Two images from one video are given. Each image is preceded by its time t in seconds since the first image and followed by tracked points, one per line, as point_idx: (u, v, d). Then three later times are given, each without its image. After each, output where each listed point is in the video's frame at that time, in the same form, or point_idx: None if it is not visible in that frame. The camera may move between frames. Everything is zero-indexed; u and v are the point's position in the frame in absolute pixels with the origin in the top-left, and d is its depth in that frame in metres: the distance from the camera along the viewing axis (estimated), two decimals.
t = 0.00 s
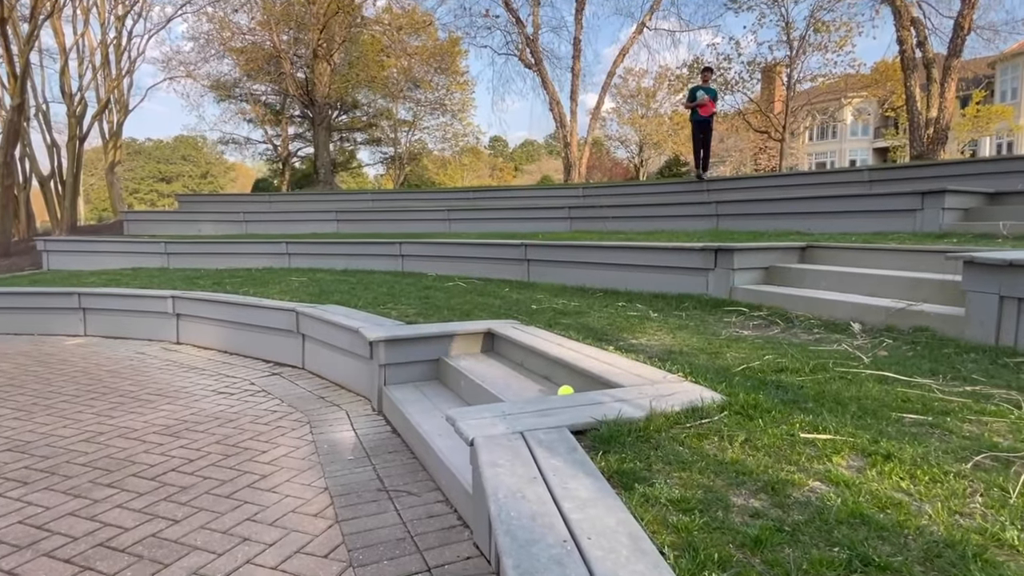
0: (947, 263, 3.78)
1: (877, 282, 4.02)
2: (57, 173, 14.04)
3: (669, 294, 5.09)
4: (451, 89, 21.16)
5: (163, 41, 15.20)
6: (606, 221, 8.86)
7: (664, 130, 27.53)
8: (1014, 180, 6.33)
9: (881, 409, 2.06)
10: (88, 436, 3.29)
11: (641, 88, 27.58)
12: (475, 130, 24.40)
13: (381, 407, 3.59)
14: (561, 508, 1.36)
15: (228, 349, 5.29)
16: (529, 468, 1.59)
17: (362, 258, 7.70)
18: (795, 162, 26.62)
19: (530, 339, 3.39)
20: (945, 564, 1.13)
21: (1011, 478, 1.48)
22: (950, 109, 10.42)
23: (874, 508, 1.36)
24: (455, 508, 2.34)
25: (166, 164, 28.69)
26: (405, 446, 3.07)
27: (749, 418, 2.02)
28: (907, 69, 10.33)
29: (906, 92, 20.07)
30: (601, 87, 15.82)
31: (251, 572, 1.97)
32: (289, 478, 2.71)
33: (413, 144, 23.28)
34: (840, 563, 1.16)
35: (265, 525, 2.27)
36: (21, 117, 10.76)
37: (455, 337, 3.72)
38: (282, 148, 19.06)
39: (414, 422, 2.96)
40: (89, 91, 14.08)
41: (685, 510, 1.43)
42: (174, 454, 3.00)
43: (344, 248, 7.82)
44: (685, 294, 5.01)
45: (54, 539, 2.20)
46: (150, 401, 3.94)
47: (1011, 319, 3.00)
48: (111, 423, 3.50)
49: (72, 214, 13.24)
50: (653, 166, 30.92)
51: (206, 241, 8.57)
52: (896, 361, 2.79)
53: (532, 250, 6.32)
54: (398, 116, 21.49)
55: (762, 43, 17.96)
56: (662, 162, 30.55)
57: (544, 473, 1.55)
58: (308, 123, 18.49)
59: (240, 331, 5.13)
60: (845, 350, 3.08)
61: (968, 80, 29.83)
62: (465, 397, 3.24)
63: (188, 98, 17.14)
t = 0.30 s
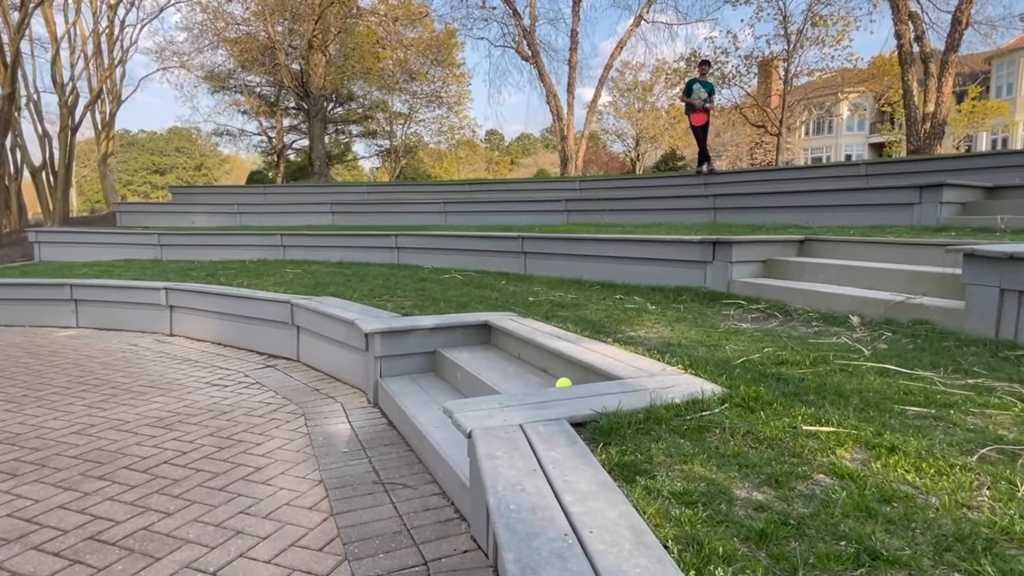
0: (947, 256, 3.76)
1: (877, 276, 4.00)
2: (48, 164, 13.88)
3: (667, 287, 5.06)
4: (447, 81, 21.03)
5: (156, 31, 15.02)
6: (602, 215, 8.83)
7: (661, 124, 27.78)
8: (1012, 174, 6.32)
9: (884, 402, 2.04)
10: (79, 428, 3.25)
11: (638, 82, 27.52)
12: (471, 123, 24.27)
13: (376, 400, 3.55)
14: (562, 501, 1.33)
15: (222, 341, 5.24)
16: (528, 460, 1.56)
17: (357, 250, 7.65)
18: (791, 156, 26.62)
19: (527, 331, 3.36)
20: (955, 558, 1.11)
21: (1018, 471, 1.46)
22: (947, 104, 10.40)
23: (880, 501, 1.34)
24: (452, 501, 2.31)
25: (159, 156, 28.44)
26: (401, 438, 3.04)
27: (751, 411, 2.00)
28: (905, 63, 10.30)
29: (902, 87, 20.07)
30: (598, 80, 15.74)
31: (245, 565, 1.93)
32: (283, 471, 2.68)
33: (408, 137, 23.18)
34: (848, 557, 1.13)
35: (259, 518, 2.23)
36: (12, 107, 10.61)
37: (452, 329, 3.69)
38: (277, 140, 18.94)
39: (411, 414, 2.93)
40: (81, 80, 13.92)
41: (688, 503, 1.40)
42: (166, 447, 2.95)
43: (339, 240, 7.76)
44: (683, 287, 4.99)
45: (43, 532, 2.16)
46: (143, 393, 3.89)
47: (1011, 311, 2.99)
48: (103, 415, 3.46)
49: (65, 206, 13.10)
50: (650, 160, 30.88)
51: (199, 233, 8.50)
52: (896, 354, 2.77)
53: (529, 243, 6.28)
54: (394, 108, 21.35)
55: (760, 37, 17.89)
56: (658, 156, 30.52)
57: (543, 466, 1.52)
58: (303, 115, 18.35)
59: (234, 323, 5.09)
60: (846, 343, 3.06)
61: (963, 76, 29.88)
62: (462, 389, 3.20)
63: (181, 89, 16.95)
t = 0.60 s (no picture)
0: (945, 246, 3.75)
1: (874, 266, 3.98)
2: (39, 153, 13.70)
3: (663, 277, 5.04)
4: (442, 72, 20.89)
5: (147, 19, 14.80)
6: (598, 205, 8.79)
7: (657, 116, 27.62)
8: (1008, 166, 6.30)
9: (884, 389, 2.02)
10: (68, 416, 3.20)
11: (634, 74, 27.40)
12: (466, 114, 24.13)
13: (370, 389, 3.52)
14: (558, 487, 1.30)
15: (214, 330, 5.19)
16: (524, 446, 1.53)
17: (351, 240, 7.59)
18: (787, 150, 26.61)
19: (522, 320, 3.33)
20: (960, 544, 1.08)
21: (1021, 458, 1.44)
22: (944, 96, 10.38)
23: (882, 488, 1.31)
24: (446, 490, 2.28)
25: (152, 146, 28.18)
26: (395, 427, 3.01)
27: (749, 398, 1.97)
28: (902, 55, 10.27)
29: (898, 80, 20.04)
30: (595, 71, 15.63)
31: (235, 554, 1.90)
32: (275, 459, 2.64)
33: (403, 128, 23.03)
34: (851, 544, 1.11)
35: (250, 507, 2.20)
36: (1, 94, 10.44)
37: (447, 317, 3.65)
38: (271, 131, 18.77)
39: (404, 402, 2.90)
40: (71, 68, 13.72)
41: (687, 490, 1.37)
42: (156, 435, 2.91)
43: (333, 229, 7.70)
44: (680, 277, 4.96)
45: (29, 520, 2.12)
46: (133, 382, 3.84)
47: (1009, 301, 2.97)
48: (92, 403, 3.41)
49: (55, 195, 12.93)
50: (645, 153, 30.84)
51: (192, 222, 8.41)
52: (895, 342, 2.75)
53: (524, 233, 6.24)
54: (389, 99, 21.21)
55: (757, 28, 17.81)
56: (654, 149, 30.45)
57: (539, 452, 1.49)
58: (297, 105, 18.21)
59: (226, 312, 5.03)
60: (843, 332, 3.04)
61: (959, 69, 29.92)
62: (456, 377, 3.17)
63: (173, 78, 16.71)
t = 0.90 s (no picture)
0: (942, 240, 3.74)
1: (870, 260, 3.97)
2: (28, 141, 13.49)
3: (659, 270, 5.02)
4: (437, 61, 20.71)
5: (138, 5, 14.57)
6: (595, 197, 8.76)
7: (653, 107, 27.52)
8: (1004, 160, 6.29)
9: (883, 385, 2.01)
10: (57, 409, 3.16)
11: (631, 64, 27.29)
12: (461, 104, 23.96)
13: (364, 381, 3.49)
14: (557, 486, 1.29)
15: (207, 321, 5.14)
16: (520, 443, 1.51)
17: (345, 231, 7.53)
18: (782, 142, 26.56)
19: (518, 312, 3.31)
20: (963, 546, 1.07)
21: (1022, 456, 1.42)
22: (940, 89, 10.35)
23: (883, 487, 1.30)
24: (441, 485, 2.26)
25: (143, 134, 27.86)
26: (390, 421, 2.99)
27: (748, 394, 1.96)
28: (899, 48, 10.23)
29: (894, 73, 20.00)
30: (591, 61, 15.52)
31: (228, 551, 1.87)
32: (268, 453, 2.61)
33: (398, 118, 22.85)
34: (854, 545, 1.09)
35: (242, 502, 2.17)
36: None
37: (442, 310, 3.62)
38: (264, 120, 18.59)
39: (399, 396, 2.87)
40: (60, 54, 13.50)
41: (686, 488, 1.36)
42: (147, 428, 2.88)
43: (327, 220, 7.64)
44: (676, 269, 4.94)
45: (18, 516, 2.08)
46: (125, 374, 3.80)
47: (1006, 296, 2.96)
48: (83, 395, 3.38)
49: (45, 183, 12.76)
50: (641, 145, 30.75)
51: (184, 212, 8.33)
52: (892, 337, 2.74)
53: (520, 224, 6.20)
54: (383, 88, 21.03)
55: (754, 19, 17.70)
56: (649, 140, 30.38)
57: (536, 450, 1.47)
58: (291, 94, 18.06)
59: (219, 303, 4.99)
60: (841, 327, 3.03)
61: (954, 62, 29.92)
62: (452, 371, 3.15)
63: (165, 65, 16.47)
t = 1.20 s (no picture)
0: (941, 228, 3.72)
1: (868, 248, 3.95)
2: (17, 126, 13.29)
3: (655, 257, 4.99)
4: (432, 48, 20.49)
5: None
6: (591, 185, 8.71)
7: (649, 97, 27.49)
8: (1001, 150, 6.29)
9: (884, 371, 1.99)
10: (47, 395, 3.12)
11: (627, 54, 27.16)
12: (456, 92, 23.77)
13: (360, 368, 3.45)
14: (558, 469, 1.26)
15: (199, 308, 5.09)
16: (521, 426, 1.48)
17: (340, 218, 7.47)
18: (778, 133, 26.52)
19: (515, 299, 3.28)
20: (973, 528, 1.05)
21: None
22: (937, 80, 10.32)
23: (889, 471, 1.28)
24: (438, 470, 2.23)
25: (135, 121, 27.57)
26: (385, 407, 2.96)
27: (749, 379, 1.94)
28: (896, 38, 10.18)
29: (890, 64, 19.95)
30: (587, 50, 15.40)
31: (222, 536, 1.84)
32: (262, 439, 2.58)
33: (392, 106, 22.67)
34: (862, 528, 1.07)
35: (236, 487, 2.14)
36: None
37: (438, 296, 3.58)
38: (257, 106, 18.38)
39: (396, 382, 2.84)
40: (50, 38, 13.29)
41: (689, 472, 1.33)
42: (139, 414, 2.84)
43: (321, 207, 7.56)
44: (673, 257, 4.91)
45: (7, 501, 2.05)
46: (116, 360, 3.76)
47: (1005, 283, 2.95)
48: (73, 381, 3.33)
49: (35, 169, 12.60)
50: (636, 135, 30.63)
51: (176, 199, 8.23)
52: (891, 324, 2.72)
53: (515, 212, 6.16)
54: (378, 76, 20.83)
55: (751, 9, 17.61)
56: (645, 131, 30.28)
57: (537, 433, 1.44)
58: (284, 81, 17.86)
59: (211, 289, 4.93)
60: (840, 314, 3.01)
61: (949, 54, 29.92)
62: (448, 357, 3.11)
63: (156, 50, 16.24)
